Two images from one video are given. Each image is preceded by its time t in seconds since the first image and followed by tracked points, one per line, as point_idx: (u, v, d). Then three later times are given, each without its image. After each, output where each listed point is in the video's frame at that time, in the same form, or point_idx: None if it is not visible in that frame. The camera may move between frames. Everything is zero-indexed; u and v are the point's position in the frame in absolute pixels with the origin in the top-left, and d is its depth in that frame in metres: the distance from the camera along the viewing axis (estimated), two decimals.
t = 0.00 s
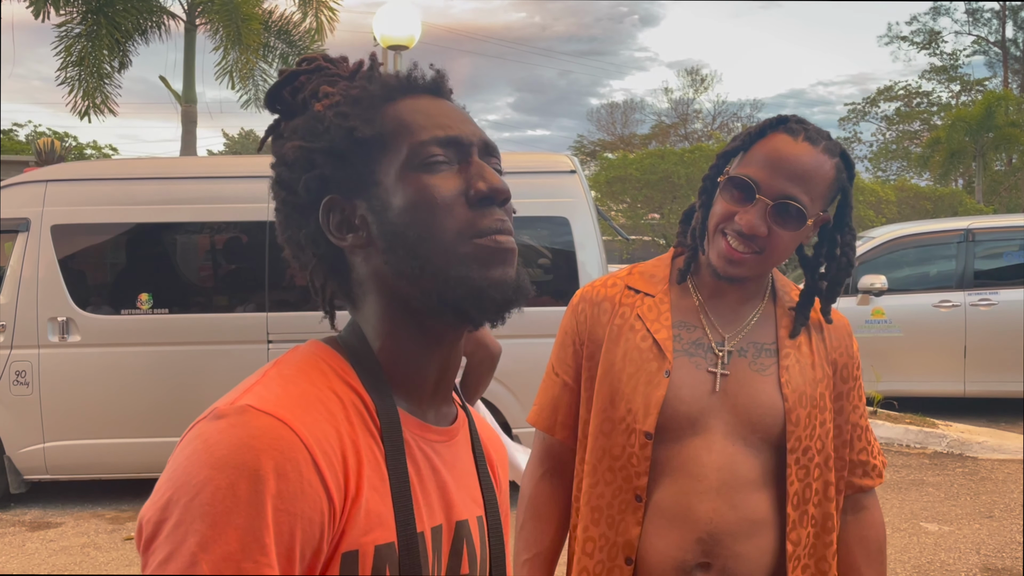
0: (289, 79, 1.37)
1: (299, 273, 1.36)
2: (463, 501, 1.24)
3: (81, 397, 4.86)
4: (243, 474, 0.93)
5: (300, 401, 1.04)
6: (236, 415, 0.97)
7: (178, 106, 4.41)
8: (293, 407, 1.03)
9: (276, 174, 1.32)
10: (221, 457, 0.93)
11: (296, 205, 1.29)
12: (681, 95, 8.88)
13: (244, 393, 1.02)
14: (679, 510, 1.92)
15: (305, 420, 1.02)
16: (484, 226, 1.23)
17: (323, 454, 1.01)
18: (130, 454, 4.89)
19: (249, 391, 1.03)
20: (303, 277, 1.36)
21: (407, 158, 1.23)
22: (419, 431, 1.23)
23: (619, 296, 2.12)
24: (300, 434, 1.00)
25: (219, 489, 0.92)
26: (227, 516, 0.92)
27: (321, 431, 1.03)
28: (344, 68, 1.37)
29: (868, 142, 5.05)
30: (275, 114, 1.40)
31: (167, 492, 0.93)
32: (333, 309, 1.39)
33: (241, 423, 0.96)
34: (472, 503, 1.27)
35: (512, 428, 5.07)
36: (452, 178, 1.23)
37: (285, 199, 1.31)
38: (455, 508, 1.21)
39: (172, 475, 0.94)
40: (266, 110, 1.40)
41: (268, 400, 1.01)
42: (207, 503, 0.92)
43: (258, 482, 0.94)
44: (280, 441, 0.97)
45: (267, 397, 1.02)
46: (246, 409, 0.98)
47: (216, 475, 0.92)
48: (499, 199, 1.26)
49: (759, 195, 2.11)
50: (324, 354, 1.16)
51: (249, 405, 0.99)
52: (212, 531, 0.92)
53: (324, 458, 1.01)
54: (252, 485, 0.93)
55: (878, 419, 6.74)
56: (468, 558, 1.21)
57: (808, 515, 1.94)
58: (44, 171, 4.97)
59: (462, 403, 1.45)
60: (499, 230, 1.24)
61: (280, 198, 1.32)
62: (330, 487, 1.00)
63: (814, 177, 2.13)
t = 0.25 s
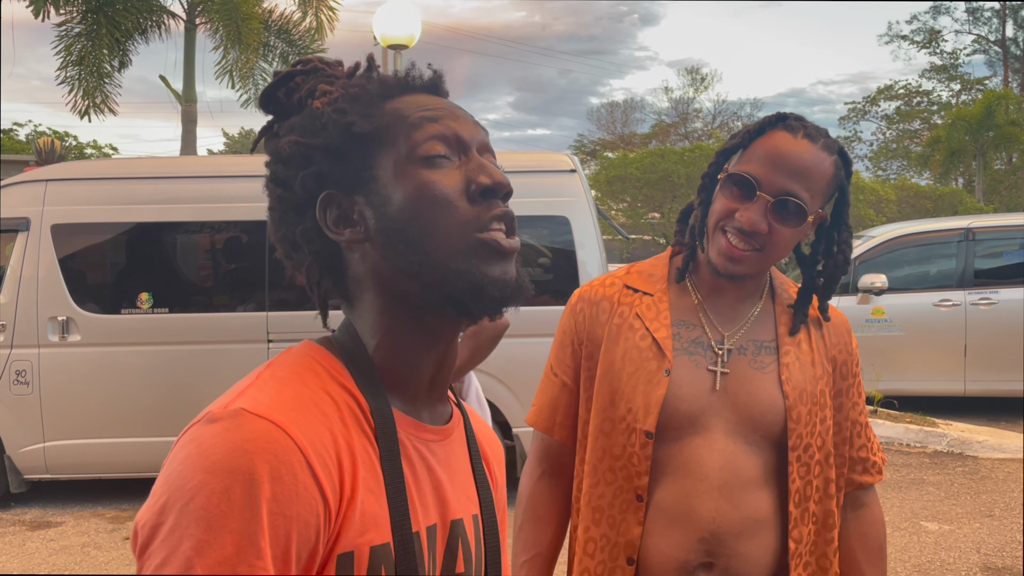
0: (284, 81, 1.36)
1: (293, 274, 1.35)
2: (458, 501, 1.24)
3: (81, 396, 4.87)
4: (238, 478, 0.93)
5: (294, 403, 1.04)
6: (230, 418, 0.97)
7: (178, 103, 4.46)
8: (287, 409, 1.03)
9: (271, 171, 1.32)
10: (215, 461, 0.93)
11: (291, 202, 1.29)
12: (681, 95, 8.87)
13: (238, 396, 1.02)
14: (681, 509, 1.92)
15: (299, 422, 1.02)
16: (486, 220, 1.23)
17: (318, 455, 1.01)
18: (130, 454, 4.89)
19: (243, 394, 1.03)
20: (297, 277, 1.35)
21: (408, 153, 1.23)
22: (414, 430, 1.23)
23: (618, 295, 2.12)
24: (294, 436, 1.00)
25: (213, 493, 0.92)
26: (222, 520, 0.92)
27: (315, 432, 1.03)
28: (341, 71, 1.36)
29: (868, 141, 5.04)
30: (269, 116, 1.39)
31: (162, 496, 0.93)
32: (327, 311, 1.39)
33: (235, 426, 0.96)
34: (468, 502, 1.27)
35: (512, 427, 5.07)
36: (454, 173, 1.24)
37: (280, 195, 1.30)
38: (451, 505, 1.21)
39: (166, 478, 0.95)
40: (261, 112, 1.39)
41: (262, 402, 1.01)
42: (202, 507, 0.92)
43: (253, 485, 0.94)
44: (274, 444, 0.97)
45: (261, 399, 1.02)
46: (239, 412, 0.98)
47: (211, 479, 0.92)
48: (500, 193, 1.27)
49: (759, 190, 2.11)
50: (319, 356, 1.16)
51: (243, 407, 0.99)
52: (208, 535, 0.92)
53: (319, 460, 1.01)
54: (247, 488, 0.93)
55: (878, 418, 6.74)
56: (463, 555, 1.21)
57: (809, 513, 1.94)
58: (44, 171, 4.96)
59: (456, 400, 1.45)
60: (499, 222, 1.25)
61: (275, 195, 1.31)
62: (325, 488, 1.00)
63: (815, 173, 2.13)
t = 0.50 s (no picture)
0: (282, 74, 1.37)
1: (292, 273, 1.35)
2: (456, 500, 1.24)
3: (81, 396, 4.87)
4: (239, 479, 0.93)
5: (294, 403, 1.04)
6: (230, 418, 0.96)
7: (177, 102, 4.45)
8: (287, 408, 1.02)
9: (268, 169, 1.32)
10: (216, 461, 0.93)
11: (289, 201, 1.29)
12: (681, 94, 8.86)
13: (238, 396, 1.02)
14: (681, 510, 1.91)
15: (300, 421, 1.02)
16: (484, 221, 1.24)
17: (319, 455, 1.01)
18: (129, 454, 4.88)
19: (243, 393, 1.02)
20: (296, 276, 1.35)
21: (406, 154, 1.23)
22: (412, 430, 1.23)
23: (617, 294, 2.12)
24: (294, 435, 0.99)
25: (215, 493, 0.92)
26: (223, 520, 0.92)
27: (316, 432, 1.03)
28: (338, 65, 1.37)
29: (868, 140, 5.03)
30: (266, 110, 1.40)
31: (163, 496, 0.93)
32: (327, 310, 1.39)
33: (236, 426, 0.96)
34: (467, 502, 1.26)
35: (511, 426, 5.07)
36: (452, 174, 1.23)
37: (278, 194, 1.31)
38: (449, 505, 1.21)
39: (167, 478, 0.94)
40: (258, 106, 1.39)
41: (263, 401, 1.01)
42: (203, 507, 0.91)
43: (254, 485, 0.93)
44: (275, 444, 0.97)
45: (262, 399, 1.01)
46: (240, 411, 0.97)
47: (212, 479, 0.92)
48: (498, 194, 1.27)
49: (758, 192, 2.10)
50: (319, 355, 1.16)
51: (244, 407, 0.98)
52: (209, 535, 0.91)
53: (320, 460, 1.01)
54: (248, 488, 0.93)
55: (878, 417, 6.74)
56: (461, 556, 1.21)
57: (809, 513, 1.94)
58: (43, 170, 4.95)
59: (454, 399, 1.44)
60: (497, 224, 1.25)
61: (274, 194, 1.32)
62: (326, 488, 1.00)
63: (815, 172, 2.12)
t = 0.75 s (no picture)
0: (278, 72, 1.37)
1: (288, 270, 1.35)
2: (455, 500, 1.23)
3: (81, 396, 4.87)
4: (237, 480, 0.93)
5: (292, 404, 1.04)
6: (228, 419, 0.96)
7: (178, 101, 4.48)
8: (285, 409, 1.02)
9: (266, 166, 1.31)
10: (214, 463, 0.93)
11: (286, 198, 1.29)
12: (680, 94, 8.86)
13: (236, 396, 1.01)
14: (678, 510, 1.91)
15: (298, 422, 1.02)
16: (483, 223, 1.24)
17: (317, 456, 1.01)
18: (129, 453, 4.88)
19: (241, 395, 1.02)
20: (292, 274, 1.35)
21: (404, 153, 1.23)
22: (411, 430, 1.22)
23: (616, 293, 2.12)
24: (293, 436, 0.99)
25: (212, 495, 0.92)
26: (221, 522, 0.92)
27: (314, 433, 1.03)
28: (334, 63, 1.37)
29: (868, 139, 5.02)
30: (262, 106, 1.39)
31: (160, 498, 0.93)
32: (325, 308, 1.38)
33: (233, 428, 0.96)
34: (465, 501, 1.26)
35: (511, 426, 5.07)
36: (450, 174, 1.23)
37: (275, 191, 1.31)
38: (448, 505, 1.21)
39: (165, 480, 0.94)
40: (253, 102, 1.39)
41: (260, 403, 1.01)
42: (202, 509, 0.91)
43: (253, 486, 0.93)
44: (273, 445, 0.97)
45: (259, 400, 1.01)
46: (238, 413, 0.97)
47: (210, 480, 0.92)
48: (496, 195, 1.28)
49: (759, 188, 2.10)
50: (316, 355, 1.15)
51: (242, 408, 0.98)
52: (207, 537, 0.91)
53: (318, 461, 1.00)
54: (247, 489, 0.93)
55: (878, 417, 6.74)
56: (460, 555, 1.21)
57: (807, 515, 1.94)
58: (43, 170, 4.95)
59: (453, 396, 1.44)
60: (495, 226, 1.25)
61: (270, 190, 1.31)
62: (324, 489, 1.00)
63: (816, 171, 2.12)
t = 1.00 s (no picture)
0: (275, 72, 1.37)
1: (285, 268, 1.35)
2: (457, 498, 1.24)
3: (81, 396, 4.87)
4: (242, 479, 0.93)
5: (295, 403, 1.04)
6: (232, 419, 0.97)
7: (178, 101, 4.48)
8: (288, 408, 1.02)
9: (263, 164, 1.32)
10: (219, 462, 0.93)
11: (283, 195, 1.29)
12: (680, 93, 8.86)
13: (240, 396, 1.02)
14: (676, 510, 1.91)
15: (302, 420, 1.02)
16: (480, 219, 1.24)
17: (321, 454, 1.01)
18: (130, 453, 4.88)
19: (244, 395, 1.02)
20: (289, 273, 1.35)
21: (401, 150, 1.23)
22: (412, 427, 1.23)
23: (615, 293, 2.12)
24: (297, 435, 0.99)
25: (218, 494, 0.92)
26: (227, 521, 0.92)
27: (317, 431, 1.03)
28: (331, 65, 1.38)
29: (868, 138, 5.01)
30: (257, 106, 1.40)
31: (165, 498, 0.93)
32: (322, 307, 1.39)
33: (238, 427, 0.96)
34: (466, 500, 1.26)
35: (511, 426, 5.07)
36: (447, 172, 1.23)
37: (271, 188, 1.31)
38: (449, 504, 1.21)
39: (170, 480, 0.94)
40: (248, 102, 1.40)
41: (263, 402, 1.01)
42: (207, 508, 0.91)
43: (257, 485, 0.93)
44: (277, 443, 0.97)
45: (262, 400, 1.01)
46: (242, 412, 0.98)
47: (215, 480, 0.92)
48: (494, 194, 1.28)
49: (757, 191, 2.10)
50: (318, 354, 1.16)
51: (245, 408, 0.99)
52: (213, 535, 0.91)
53: (322, 458, 1.01)
54: (251, 488, 0.93)
55: (878, 416, 6.74)
56: (461, 552, 1.21)
57: (804, 516, 1.94)
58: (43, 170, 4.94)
59: (454, 393, 1.45)
60: (493, 223, 1.25)
61: (267, 188, 1.32)
62: (328, 486, 1.00)
63: (813, 171, 2.12)
